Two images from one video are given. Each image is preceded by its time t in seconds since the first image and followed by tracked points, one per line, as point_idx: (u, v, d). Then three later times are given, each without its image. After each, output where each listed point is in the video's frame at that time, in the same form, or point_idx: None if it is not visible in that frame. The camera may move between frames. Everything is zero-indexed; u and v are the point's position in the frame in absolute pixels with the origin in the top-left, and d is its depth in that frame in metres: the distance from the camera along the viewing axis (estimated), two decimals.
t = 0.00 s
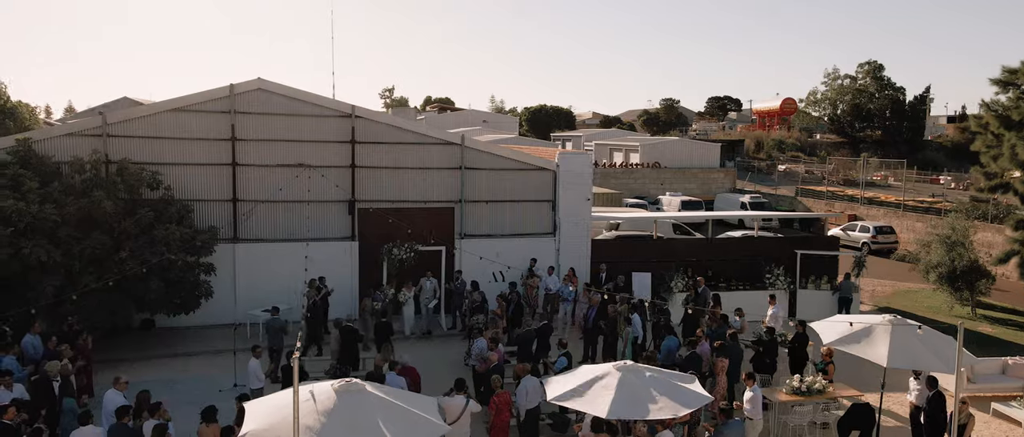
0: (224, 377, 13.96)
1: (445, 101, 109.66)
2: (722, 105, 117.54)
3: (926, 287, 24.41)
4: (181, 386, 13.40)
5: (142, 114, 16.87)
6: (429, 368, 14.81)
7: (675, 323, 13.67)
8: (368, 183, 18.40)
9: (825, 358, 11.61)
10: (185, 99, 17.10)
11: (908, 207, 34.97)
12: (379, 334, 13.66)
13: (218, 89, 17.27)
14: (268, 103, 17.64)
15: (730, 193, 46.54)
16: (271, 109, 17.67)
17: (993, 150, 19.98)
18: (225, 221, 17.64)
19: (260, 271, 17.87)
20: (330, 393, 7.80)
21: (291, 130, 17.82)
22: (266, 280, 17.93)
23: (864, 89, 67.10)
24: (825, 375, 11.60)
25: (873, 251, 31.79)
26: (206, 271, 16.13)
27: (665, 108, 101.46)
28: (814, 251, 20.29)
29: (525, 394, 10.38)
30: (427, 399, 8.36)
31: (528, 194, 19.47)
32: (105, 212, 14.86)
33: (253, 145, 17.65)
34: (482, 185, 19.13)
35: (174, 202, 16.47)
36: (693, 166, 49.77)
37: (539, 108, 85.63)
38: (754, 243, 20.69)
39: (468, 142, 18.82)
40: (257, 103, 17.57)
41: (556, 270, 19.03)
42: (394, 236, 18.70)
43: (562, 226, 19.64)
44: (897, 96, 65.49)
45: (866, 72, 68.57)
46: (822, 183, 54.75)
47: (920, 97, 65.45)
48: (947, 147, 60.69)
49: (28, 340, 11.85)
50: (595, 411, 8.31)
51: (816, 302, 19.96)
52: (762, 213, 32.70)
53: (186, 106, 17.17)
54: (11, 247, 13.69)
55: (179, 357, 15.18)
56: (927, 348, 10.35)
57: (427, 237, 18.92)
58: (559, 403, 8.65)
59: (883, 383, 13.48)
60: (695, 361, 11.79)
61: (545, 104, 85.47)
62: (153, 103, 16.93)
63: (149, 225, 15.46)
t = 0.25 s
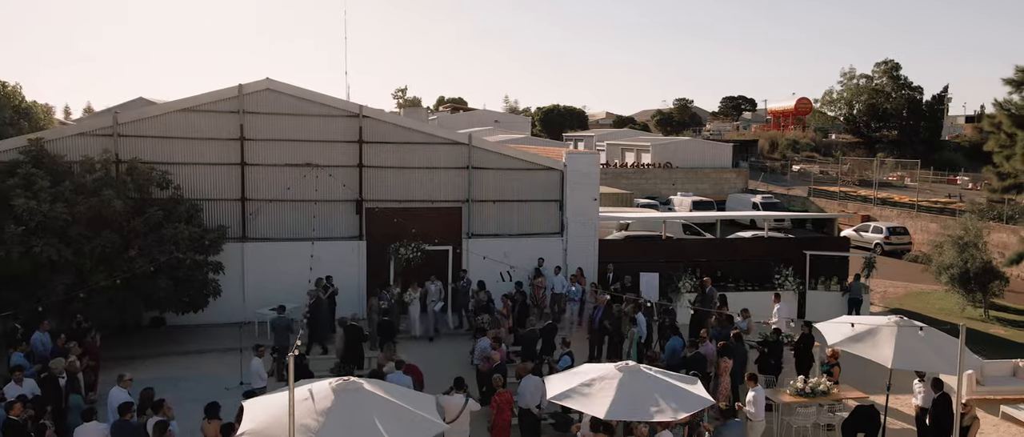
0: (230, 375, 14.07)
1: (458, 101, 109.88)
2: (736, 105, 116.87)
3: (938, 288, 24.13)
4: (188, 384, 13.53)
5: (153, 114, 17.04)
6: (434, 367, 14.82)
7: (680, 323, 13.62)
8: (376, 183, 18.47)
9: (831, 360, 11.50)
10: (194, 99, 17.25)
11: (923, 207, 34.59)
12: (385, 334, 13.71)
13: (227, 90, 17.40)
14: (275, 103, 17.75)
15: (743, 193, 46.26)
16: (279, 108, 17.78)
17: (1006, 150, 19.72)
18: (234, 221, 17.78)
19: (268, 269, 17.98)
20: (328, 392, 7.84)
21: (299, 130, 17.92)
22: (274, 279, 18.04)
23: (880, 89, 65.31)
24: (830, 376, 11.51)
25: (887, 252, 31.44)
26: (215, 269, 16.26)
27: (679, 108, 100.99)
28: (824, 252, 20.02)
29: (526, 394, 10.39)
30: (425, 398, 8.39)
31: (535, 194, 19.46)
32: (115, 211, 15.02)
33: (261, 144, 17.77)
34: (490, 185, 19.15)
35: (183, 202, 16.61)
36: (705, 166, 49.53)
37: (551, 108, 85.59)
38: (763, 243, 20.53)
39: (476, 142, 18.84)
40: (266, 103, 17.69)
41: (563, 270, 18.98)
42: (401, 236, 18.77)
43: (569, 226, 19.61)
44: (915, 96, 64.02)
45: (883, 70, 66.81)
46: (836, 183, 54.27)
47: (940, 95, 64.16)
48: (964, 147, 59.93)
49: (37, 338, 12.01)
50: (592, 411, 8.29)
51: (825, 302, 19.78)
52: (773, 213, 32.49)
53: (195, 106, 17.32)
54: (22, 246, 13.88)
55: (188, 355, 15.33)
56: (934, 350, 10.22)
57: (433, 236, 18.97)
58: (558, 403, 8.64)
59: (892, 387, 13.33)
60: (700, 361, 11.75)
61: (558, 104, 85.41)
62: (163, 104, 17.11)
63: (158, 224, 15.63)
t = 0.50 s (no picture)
0: (236, 373, 14.18)
1: (472, 102, 110.05)
2: (751, 105, 116.20)
3: (951, 290, 23.87)
4: (195, 381, 13.65)
5: (163, 114, 17.20)
6: (440, 366, 14.86)
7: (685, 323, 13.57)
8: (383, 183, 18.53)
9: (837, 361, 11.41)
10: (204, 99, 17.39)
11: (938, 208, 34.22)
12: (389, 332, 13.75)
13: (237, 90, 17.53)
14: (284, 103, 17.86)
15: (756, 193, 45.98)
16: (288, 109, 17.89)
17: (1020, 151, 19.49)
18: (243, 220, 17.90)
19: (276, 268, 18.09)
20: (326, 391, 7.87)
21: (307, 130, 18.02)
22: (282, 278, 18.15)
23: (897, 89, 64.76)
24: (835, 378, 11.41)
25: (901, 253, 31.11)
26: (223, 268, 16.37)
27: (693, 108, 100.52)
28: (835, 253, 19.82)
29: (527, 393, 10.39)
30: (424, 397, 8.42)
31: (543, 194, 19.45)
32: (125, 210, 15.17)
33: (270, 144, 17.89)
34: (497, 185, 19.16)
35: (193, 201, 16.75)
36: (718, 167, 49.28)
37: (564, 108, 85.52)
38: (773, 244, 20.40)
39: (483, 142, 18.85)
40: (275, 103, 17.81)
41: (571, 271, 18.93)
42: (408, 235, 18.82)
43: (577, 226, 19.57)
44: (933, 96, 63.33)
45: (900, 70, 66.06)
46: (850, 184, 53.78)
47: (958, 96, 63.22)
48: (982, 148, 59.19)
49: (47, 335, 12.16)
50: (590, 410, 8.29)
51: (835, 303, 19.58)
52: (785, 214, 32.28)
53: (205, 107, 17.46)
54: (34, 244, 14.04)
55: (196, 353, 15.46)
56: (940, 352, 10.11)
57: (441, 236, 19.01)
58: (556, 403, 8.64)
59: (899, 390, 13.21)
60: (703, 361, 11.69)
61: (571, 104, 85.32)
62: (173, 104, 17.26)
63: (167, 223, 15.77)
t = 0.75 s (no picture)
0: (244, 371, 14.29)
1: (485, 102, 110.22)
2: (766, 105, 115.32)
3: (965, 292, 23.59)
4: (203, 379, 13.78)
5: (174, 114, 17.36)
6: (446, 366, 14.89)
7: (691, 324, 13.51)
8: (391, 183, 18.60)
9: (843, 363, 11.35)
10: (214, 100, 17.54)
11: (954, 209, 33.78)
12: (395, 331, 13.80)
13: (246, 90, 17.66)
14: (293, 103, 17.97)
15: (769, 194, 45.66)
16: (297, 109, 18.00)
17: None
18: (253, 219, 18.04)
19: (284, 267, 18.21)
20: (326, 389, 7.93)
21: (316, 130, 18.12)
22: (291, 277, 18.27)
23: (916, 88, 63.33)
24: (842, 380, 11.35)
25: (915, 254, 30.76)
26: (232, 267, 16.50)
27: (707, 108, 99.94)
28: (846, 254, 19.69)
29: (531, 392, 10.40)
30: (424, 396, 8.45)
31: (551, 194, 19.44)
32: (135, 210, 15.33)
33: (279, 144, 18.01)
34: (505, 185, 19.17)
35: (203, 201, 16.89)
36: (731, 167, 48.98)
37: (577, 108, 85.34)
38: (783, 245, 20.27)
39: (491, 142, 18.87)
40: (284, 103, 17.93)
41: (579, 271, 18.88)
42: (417, 235, 18.88)
43: (585, 226, 19.54)
44: (951, 96, 62.16)
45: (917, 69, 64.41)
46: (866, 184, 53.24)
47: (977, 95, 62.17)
48: (1001, 148, 58.37)
49: (57, 332, 12.32)
50: (587, 407, 8.34)
51: (846, 305, 19.42)
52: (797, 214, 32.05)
53: (215, 107, 17.60)
54: (46, 243, 14.21)
55: (204, 351, 15.59)
56: (947, 354, 10.01)
57: (449, 236, 19.05)
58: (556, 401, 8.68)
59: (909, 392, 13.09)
60: (708, 362, 11.64)
61: (584, 104, 85.14)
62: (184, 105, 17.42)
63: (177, 222, 15.92)
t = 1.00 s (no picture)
0: (251, 370, 14.40)
1: (499, 102, 110.30)
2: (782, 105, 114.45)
3: (980, 294, 23.31)
4: (210, 378, 13.90)
5: (185, 115, 17.51)
6: (452, 366, 14.92)
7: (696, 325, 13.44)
8: (400, 183, 18.66)
9: (850, 366, 11.25)
10: (224, 100, 17.68)
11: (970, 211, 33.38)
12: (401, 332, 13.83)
13: (256, 91, 17.79)
14: (303, 104, 18.08)
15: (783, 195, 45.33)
16: (306, 109, 18.11)
17: None
18: (262, 219, 18.17)
19: (293, 267, 18.32)
20: (326, 389, 7.98)
21: (325, 131, 18.22)
22: (299, 276, 18.37)
23: (934, 88, 62.53)
24: (848, 383, 11.25)
25: (930, 256, 30.41)
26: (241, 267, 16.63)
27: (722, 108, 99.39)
28: (857, 256, 19.51)
29: (533, 393, 10.40)
30: (424, 395, 8.49)
31: (559, 195, 19.43)
32: (146, 210, 15.49)
33: (288, 145, 18.12)
34: (513, 185, 19.17)
35: (213, 200, 17.04)
36: (744, 167, 48.70)
37: (590, 108, 85.18)
38: (794, 246, 20.12)
39: (500, 142, 18.88)
40: (293, 104, 18.04)
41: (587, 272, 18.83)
42: (425, 235, 18.93)
43: (593, 226, 19.50)
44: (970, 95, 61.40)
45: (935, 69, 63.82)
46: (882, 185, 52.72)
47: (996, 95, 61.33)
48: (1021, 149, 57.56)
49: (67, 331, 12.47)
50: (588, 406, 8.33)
51: (857, 307, 19.25)
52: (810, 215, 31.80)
53: (226, 107, 17.74)
54: (58, 242, 14.38)
55: (213, 350, 15.72)
56: (954, 357, 9.90)
57: (457, 236, 19.08)
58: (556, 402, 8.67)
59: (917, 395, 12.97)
60: (713, 364, 11.57)
61: (597, 104, 84.95)
62: (195, 105, 17.58)
63: (186, 222, 16.07)
